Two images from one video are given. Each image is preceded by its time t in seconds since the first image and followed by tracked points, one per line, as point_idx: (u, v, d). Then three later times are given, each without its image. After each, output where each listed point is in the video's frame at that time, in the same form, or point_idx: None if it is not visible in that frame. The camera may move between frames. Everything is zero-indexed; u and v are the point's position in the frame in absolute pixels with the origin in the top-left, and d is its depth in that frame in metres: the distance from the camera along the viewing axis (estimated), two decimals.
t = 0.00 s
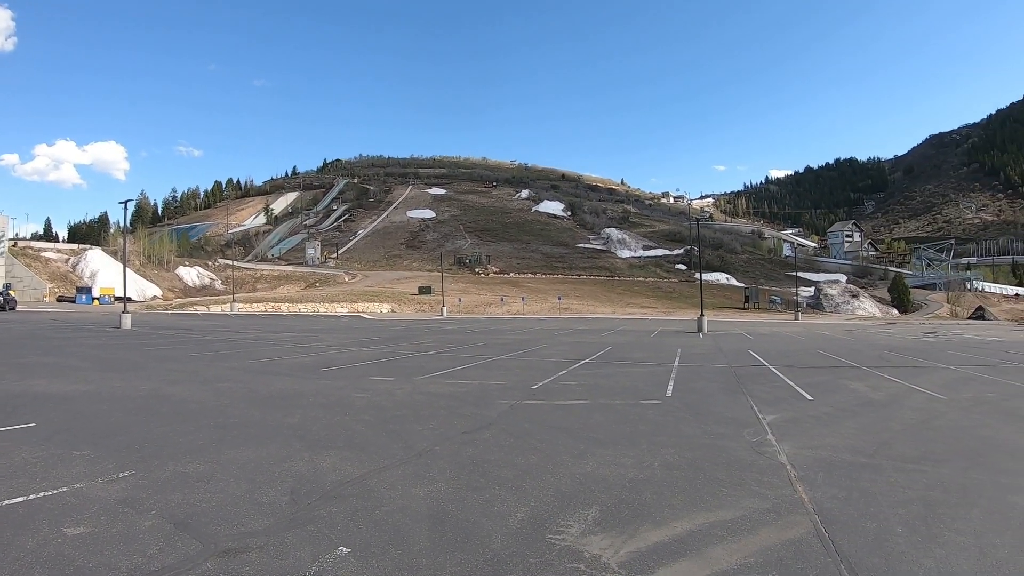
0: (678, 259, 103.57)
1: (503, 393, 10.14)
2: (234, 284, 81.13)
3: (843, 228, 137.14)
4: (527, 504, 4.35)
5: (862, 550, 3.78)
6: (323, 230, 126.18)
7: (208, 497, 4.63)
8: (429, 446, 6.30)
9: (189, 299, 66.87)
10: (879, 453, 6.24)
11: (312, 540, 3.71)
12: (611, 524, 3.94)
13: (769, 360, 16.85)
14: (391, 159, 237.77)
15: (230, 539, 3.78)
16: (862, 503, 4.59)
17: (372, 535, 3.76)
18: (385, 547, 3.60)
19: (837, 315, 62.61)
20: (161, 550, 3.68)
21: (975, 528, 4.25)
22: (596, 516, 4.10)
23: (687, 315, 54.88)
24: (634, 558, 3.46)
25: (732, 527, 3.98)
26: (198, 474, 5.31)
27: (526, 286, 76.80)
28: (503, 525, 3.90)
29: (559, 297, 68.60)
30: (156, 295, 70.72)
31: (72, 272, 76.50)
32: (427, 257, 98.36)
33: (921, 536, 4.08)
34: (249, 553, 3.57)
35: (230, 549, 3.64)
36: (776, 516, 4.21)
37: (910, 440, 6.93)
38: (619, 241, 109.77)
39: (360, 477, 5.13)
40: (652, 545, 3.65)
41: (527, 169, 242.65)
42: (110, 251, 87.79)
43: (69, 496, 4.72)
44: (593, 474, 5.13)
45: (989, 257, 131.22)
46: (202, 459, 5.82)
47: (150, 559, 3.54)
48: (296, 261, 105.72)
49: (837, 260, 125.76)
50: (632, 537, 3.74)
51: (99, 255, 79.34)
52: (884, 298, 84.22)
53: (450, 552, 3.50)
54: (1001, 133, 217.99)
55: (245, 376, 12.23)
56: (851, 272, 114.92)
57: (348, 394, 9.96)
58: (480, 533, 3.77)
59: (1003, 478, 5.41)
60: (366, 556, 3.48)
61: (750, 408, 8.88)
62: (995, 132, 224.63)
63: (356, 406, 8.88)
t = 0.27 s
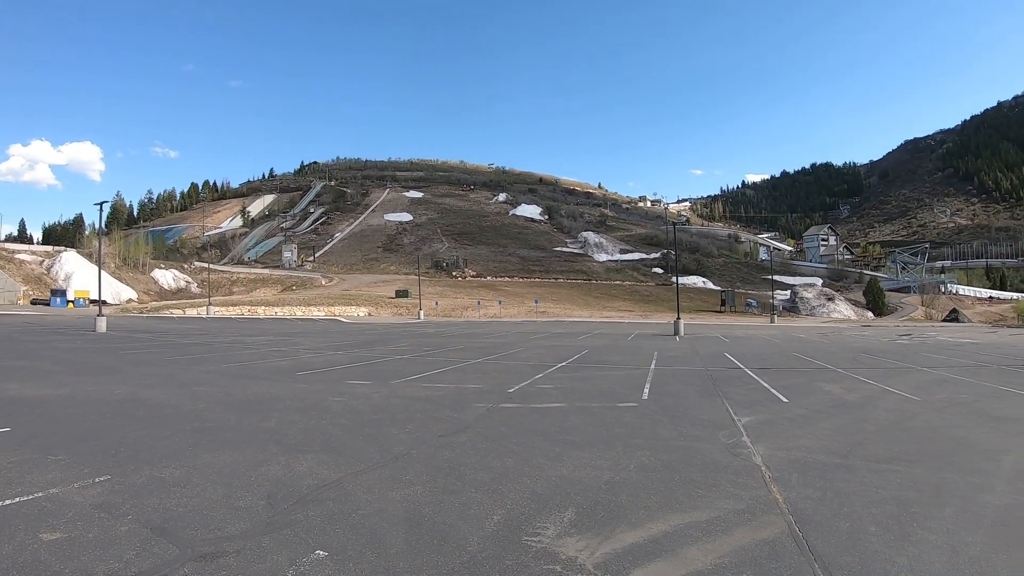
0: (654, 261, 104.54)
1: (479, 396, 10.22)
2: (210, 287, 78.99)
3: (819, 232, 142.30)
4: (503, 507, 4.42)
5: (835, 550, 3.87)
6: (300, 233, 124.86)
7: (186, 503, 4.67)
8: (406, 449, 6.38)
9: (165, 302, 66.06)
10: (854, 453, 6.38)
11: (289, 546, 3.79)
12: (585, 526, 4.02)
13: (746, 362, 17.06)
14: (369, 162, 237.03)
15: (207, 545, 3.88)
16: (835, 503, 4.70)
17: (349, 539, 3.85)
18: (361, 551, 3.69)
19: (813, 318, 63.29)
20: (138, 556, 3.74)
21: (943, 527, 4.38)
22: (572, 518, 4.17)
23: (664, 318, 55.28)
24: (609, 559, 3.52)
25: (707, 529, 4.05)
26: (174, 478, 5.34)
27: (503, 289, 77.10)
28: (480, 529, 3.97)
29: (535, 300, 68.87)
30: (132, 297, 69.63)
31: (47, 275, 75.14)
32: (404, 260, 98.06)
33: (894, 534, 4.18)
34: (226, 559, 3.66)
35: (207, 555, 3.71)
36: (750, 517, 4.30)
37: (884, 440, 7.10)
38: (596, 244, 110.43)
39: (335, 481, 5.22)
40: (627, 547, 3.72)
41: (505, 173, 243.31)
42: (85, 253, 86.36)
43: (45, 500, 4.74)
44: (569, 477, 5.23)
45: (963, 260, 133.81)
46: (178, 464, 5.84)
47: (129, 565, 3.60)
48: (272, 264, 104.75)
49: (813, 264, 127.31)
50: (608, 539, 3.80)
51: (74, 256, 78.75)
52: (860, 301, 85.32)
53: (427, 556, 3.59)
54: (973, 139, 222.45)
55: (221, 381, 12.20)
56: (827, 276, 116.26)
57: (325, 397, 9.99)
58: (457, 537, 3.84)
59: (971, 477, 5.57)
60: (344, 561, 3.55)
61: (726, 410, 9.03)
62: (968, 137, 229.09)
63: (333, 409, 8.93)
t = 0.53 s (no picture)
0: (629, 265, 105.79)
1: (453, 400, 10.27)
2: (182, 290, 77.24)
3: (792, 236, 141.07)
4: (477, 509, 4.48)
5: (805, 549, 3.99)
6: (274, 235, 123.75)
7: (160, 507, 4.66)
8: (379, 452, 6.40)
9: (135, 305, 64.96)
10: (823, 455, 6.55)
11: (264, 550, 3.84)
12: (559, 527, 4.08)
13: (717, 365, 17.25)
14: (344, 164, 235.86)
15: (181, 550, 3.89)
16: (805, 503, 4.87)
17: (323, 543, 3.90)
18: (335, 553, 3.73)
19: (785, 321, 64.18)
20: (111, 560, 3.74)
21: (910, 528, 4.53)
22: (545, 520, 4.25)
23: (637, 321, 55.65)
24: (584, 560, 3.58)
25: (679, 528, 4.15)
26: (146, 481, 5.31)
27: (476, 292, 77.37)
28: (454, 532, 4.01)
29: (509, 303, 69.08)
30: (103, 301, 68.14)
31: (17, 276, 73.50)
32: (378, 262, 97.74)
33: (864, 534, 4.36)
34: (199, 563, 3.68)
35: (180, 559, 3.74)
36: (723, 517, 4.41)
37: (853, 441, 7.30)
38: (569, 248, 111.13)
39: (309, 484, 5.23)
40: (600, 548, 3.79)
41: (479, 177, 243.50)
42: (55, 254, 84.60)
43: (15, 507, 4.68)
44: (543, 478, 5.28)
45: (934, 264, 136.73)
46: (149, 468, 5.79)
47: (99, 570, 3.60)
48: (245, 267, 103.65)
49: (785, 268, 129.28)
50: (582, 540, 3.88)
51: (45, 257, 77.35)
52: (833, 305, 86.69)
53: (402, 558, 3.62)
54: (943, 146, 227.19)
55: (193, 384, 12.07)
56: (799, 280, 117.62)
57: (298, 401, 9.95)
58: (432, 540, 3.89)
59: (933, 477, 5.77)
60: (317, 565, 3.58)
61: (698, 412, 9.18)
62: (938, 144, 233.96)
63: (305, 413, 8.90)
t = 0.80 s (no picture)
0: (601, 267, 107.03)
1: (427, 401, 10.32)
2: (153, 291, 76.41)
3: (764, 239, 140.59)
4: (452, 510, 4.55)
5: (777, 547, 4.11)
6: (246, 235, 122.77)
7: (134, 511, 4.63)
8: (353, 455, 6.43)
9: (104, 306, 63.92)
10: (792, 455, 6.71)
11: (241, 554, 3.84)
12: (533, 528, 4.17)
13: (689, 366, 17.48)
14: (318, 165, 234.78)
15: (156, 554, 3.87)
16: (775, 503, 5.00)
17: (299, 547, 3.92)
18: (310, 557, 3.76)
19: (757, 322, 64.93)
20: (85, 565, 3.71)
21: (877, 529, 4.69)
22: (520, 521, 4.34)
23: (609, 323, 56.13)
24: (559, 560, 3.66)
25: (652, 528, 4.25)
26: (117, 485, 5.26)
27: (449, 294, 77.60)
28: (429, 533, 4.08)
29: (480, 305, 69.39)
30: (72, 302, 66.75)
31: None
32: (351, 264, 97.36)
33: (834, 534, 4.48)
34: (176, 566, 3.69)
35: (154, 564, 3.73)
36: (695, 517, 4.54)
37: (822, 441, 7.49)
38: (542, 250, 111.79)
39: (283, 486, 5.24)
40: (574, 548, 3.88)
41: (453, 178, 244.08)
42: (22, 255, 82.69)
43: None
44: (516, 479, 5.39)
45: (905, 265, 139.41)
46: (120, 471, 5.74)
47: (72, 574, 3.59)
48: (217, 269, 102.46)
49: (757, 270, 131.05)
50: (557, 540, 3.97)
51: (13, 259, 75.52)
52: (805, 306, 87.97)
53: (377, 560, 3.68)
54: (913, 150, 231.51)
55: (163, 388, 11.93)
56: (771, 281, 119.08)
57: (272, 404, 9.93)
58: (406, 542, 3.95)
59: (898, 477, 5.97)
60: (292, 567, 3.63)
61: (671, 413, 9.33)
62: (908, 148, 238.43)
63: (278, 416, 8.87)
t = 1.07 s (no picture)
0: (577, 267, 107.69)
1: (403, 402, 10.35)
2: (128, 291, 75.52)
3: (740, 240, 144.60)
4: (428, 511, 4.61)
5: (753, 546, 4.20)
6: (222, 234, 121.71)
7: (108, 512, 4.59)
8: (329, 455, 6.45)
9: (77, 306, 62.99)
10: (766, 454, 6.82)
11: (218, 555, 3.85)
12: (509, 528, 4.24)
13: (665, 366, 17.63)
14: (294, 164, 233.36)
15: (132, 557, 3.85)
16: (751, 502, 5.10)
17: (276, 548, 3.94)
18: (286, 559, 3.79)
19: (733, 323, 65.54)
20: (59, 568, 3.69)
21: (853, 526, 4.77)
22: (496, 521, 4.41)
23: (585, 323, 56.37)
24: (535, 560, 3.74)
25: (628, 528, 4.34)
26: (90, 489, 5.19)
27: (426, 294, 77.67)
28: (405, 535, 4.13)
29: (457, 305, 69.52)
30: (46, 301, 65.49)
31: None
32: (327, 263, 96.87)
33: (808, 532, 4.57)
34: (153, 568, 3.68)
35: (130, 566, 3.70)
36: (673, 517, 4.62)
37: (798, 441, 7.60)
38: (518, 250, 112.21)
39: (259, 488, 5.23)
40: (550, 547, 3.96)
41: (430, 178, 244.03)
42: None
43: None
44: (492, 479, 5.46)
45: (880, 267, 141.74)
46: (93, 474, 5.66)
47: None
48: (192, 268, 101.26)
49: (734, 271, 132.52)
50: (533, 540, 4.06)
51: None
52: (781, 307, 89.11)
53: (353, 562, 3.72)
54: (889, 153, 235.20)
55: (137, 388, 11.79)
56: (747, 282, 120.56)
57: (247, 405, 9.86)
58: (383, 543, 3.99)
59: (871, 475, 6.09)
60: (270, 569, 3.65)
61: (647, 413, 9.43)
62: (884, 152, 242.26)
63: (253, 417, 8.83)
